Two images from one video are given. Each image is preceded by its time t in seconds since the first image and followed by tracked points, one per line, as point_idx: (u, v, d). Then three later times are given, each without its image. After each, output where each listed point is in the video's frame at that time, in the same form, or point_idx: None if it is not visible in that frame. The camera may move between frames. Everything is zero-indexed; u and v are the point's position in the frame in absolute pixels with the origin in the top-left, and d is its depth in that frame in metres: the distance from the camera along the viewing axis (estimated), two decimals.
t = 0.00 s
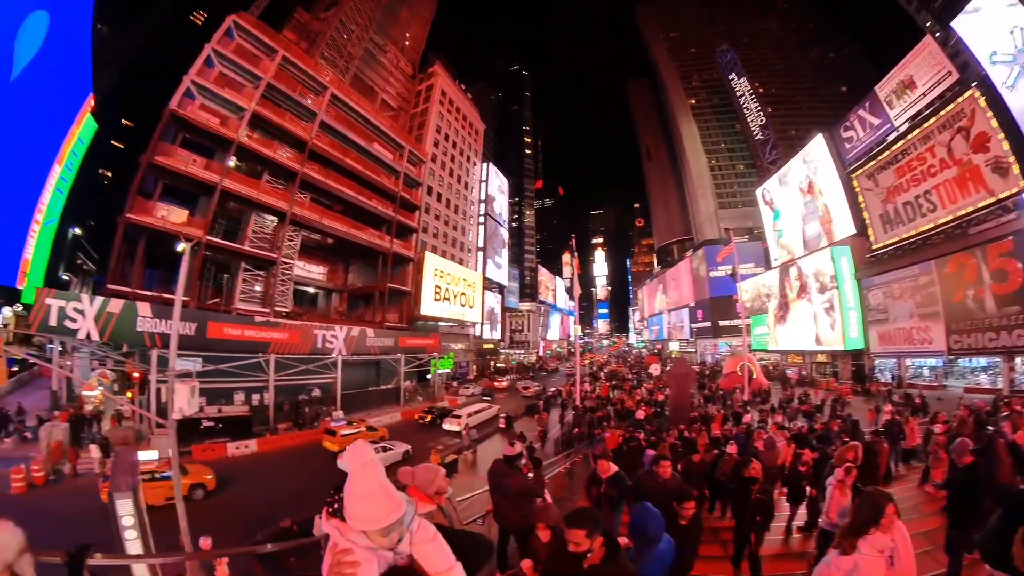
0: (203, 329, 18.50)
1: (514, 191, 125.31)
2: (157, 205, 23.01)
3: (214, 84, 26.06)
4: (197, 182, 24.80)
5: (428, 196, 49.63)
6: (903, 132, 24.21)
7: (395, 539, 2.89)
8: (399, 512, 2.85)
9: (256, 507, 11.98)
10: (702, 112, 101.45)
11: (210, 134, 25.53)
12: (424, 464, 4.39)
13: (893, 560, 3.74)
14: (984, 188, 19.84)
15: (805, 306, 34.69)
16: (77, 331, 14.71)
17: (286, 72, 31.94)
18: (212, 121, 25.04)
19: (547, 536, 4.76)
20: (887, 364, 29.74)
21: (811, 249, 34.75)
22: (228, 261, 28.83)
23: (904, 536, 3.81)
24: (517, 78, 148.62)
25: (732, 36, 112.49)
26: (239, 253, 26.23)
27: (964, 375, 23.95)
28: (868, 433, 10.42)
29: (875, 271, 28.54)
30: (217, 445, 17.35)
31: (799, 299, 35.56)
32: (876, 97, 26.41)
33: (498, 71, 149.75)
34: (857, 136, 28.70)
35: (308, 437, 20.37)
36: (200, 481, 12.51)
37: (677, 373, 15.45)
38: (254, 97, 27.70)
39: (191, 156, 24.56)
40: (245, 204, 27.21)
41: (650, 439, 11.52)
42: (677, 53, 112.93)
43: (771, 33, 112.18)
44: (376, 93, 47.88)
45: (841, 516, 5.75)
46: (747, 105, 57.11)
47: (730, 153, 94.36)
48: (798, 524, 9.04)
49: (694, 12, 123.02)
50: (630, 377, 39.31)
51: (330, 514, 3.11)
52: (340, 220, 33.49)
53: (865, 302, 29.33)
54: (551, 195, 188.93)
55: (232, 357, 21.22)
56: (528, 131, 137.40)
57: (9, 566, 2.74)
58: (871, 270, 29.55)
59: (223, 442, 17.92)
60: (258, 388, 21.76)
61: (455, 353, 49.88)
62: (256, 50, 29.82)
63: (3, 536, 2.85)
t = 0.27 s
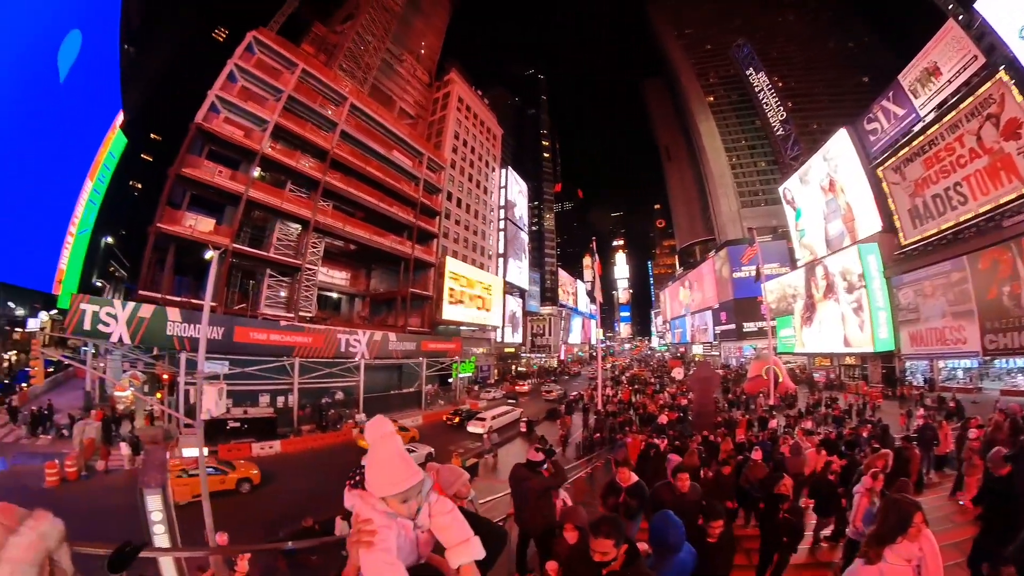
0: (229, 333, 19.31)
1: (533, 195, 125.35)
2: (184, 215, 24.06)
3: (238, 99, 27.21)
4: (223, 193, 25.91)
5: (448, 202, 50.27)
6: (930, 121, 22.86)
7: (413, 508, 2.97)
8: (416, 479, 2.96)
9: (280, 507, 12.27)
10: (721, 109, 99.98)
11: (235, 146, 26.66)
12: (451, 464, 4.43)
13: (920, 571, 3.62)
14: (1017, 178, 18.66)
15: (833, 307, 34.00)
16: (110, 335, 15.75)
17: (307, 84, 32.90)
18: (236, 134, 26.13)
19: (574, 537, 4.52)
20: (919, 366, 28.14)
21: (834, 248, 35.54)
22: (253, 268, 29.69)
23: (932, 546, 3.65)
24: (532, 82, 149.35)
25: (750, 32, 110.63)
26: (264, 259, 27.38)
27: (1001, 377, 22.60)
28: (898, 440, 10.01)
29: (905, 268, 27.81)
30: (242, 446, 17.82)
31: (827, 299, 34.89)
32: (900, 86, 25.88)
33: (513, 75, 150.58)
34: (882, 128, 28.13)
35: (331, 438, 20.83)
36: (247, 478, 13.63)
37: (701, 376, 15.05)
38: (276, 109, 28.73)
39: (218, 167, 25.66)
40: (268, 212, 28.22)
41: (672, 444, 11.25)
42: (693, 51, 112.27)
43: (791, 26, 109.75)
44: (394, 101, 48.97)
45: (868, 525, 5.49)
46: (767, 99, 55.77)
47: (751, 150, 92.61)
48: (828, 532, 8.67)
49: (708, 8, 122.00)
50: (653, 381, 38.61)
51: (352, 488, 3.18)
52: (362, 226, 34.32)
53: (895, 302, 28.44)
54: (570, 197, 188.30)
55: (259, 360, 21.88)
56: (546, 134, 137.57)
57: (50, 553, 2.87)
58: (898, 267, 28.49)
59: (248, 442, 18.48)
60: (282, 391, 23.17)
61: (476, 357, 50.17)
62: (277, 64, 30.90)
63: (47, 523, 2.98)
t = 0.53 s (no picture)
0: (255, 338, 19.87)
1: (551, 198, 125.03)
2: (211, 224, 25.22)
3: (260, 111, 28.34)
4: (247, 203, 26.92)
5: (467, 207, 50.84)
6: (957, 109, 22.38)
7: (433, 483, 2.98)
8: (435, 453, 2.98)
9: (303, 508, 12.54)
10: (739, 106, 99.40)
11: (258, 157, 27.77)
12: (473, 464, 4.71)
13: None
14: None
15: (860, 307, 34.17)
16: (140, 339, 16.39)
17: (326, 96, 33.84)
18: (258, 145, 27.19)
19: (604, 539, 4.64)
20: (951, 367, 26.88)
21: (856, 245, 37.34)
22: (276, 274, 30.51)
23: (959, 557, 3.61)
24: (547, 86, 149.87)
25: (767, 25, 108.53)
26: (288, 266, 28.31)
27: None
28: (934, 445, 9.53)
29: (933, 264, 27.47)
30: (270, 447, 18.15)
31: (854, 299, 35.09)
32: (923, 74, 26.21)
33: (529, 79, 151.32)
34: (906, 118, 28.18)
35: (354, 441, 21.24)
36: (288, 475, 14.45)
37: (724, 380, 14.67)
38: (297, 121, 29.71)
39: (242, 178, 26.73)
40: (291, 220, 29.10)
41: (694, 449, 10.96)
42: (708, 48, 111.04)
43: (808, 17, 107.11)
44: (412, 109, 49.91)
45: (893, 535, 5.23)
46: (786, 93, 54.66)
47: (771, 147, 91.23)
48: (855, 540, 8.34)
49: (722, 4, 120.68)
50: (676, 385, 37.80)
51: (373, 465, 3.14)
52: (383, 233, 35.02)
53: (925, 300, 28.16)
54: (588, 200, 187.26)
55: (284, 364, 22.54)
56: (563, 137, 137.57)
57: (88, 541, 2.92)
58: (927, 263, 28.02)
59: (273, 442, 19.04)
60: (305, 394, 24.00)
61: (497, 361, 50.30)
62: (297, 77, 31.96)
63: (87, 513, 3.01)
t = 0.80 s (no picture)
0: (278, 342, 20.50)
1: (569, 201, 124.44)
2: (235, 232, 26.09)
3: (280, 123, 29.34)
4: (270, 212, 27.83)
5: (486, 212, 51.28)
6: (982, 98, 21.96)
7: (444, 481, 3.08)
8: (447, 450, 3.10)
9: (324, 508, 12.78)
10: (757, 103, 98.38)
11: (280, 167, 28.82)
12: (496, 468, 5.73)
13: None
14: None
15: (889, 305, 33.17)
16: (168, 343, 16.96)
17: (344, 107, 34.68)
18: (279, 155, 28.24)
19: (626, 545, 4.64)
20: (984, 367, 25.18)
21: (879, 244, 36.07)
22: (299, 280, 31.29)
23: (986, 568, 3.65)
24: (562, 89, 149.86)
25: (784, 17, 105.99)
26: (310, 272, 29.16)
27: None
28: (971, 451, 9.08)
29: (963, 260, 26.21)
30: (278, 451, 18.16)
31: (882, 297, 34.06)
32: (945, 60, 25.12)
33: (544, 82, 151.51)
34: (929, 107, 27.15)
35: (374, 444, 21.64)
36: (325, 471, 15.31)
37: (747, 384, 14.29)
38: (316, 131, 30.61)
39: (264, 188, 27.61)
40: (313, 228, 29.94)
41: (715, 454, 10.71)
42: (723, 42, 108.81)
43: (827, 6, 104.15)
44: (428, 116, 50.64)
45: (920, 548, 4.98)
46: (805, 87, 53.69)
47: (792, 142, 89.46)
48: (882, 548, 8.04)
49: None
50: (699, 388, 36.95)
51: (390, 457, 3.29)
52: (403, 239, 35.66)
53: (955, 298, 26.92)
54: (607, 202, 185.64)
55: (307, 368, 23.09)
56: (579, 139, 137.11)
57: (117, 535, 3.08)
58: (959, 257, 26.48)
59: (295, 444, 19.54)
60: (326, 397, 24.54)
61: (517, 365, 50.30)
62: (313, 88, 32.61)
63: (117, 507, 3.18)
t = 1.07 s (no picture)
0: (299, 347, 21.08)
1: (585, 203, 123.71)
2: (257, 240, 26.90)
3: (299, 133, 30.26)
4: (292, 220, 28.68)
5: (503, 216, 51.55)
6: (1005, 83, 22.60)
7: (466, 476, 3.16)
8: (471, 446, 3.20)
9: (344, 510, 12.94)
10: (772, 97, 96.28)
11: (299, 176, 29.75)
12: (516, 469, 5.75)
13: None
14: None
15: (916, 303, 31.97)
16: (193, 347, 17.63)
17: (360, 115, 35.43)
18: (299, 165, 29.19)
19: (638, 549, 4.42)
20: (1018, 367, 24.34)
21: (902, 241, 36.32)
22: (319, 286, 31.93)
23: None
24: (575, 91, 149.77)
25: (797, 9, 103.89)
26: (330, 278, 29.88)
27: None
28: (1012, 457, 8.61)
29: (992, 253, 25.96)
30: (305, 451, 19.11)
31: (909, 295, 32.90)
32: (967, 44, 25.92)
33: (557, 85, 151.63)
34: (952, 95, 27.59)
35: (393, 447, 21.94)
36: (360, 471, 15.94)
37: (770, 387, 13.91)
38: (334, 140, 31.43)
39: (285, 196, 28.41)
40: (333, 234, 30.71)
41: (737, 460, 10.42)
42: (735, 38, 107.30)
43: None
44: (443, 122, 51.50)
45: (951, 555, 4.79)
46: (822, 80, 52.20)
47: (810, 137, 87.43)
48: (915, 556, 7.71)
49: None
50: (721, 392, 36.07)
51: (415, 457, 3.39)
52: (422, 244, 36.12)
53: (986, 294, 26.23)
54: (624, 203, 183.80)
55: (328, 372, 23.56)
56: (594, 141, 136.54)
57: (142, 532, 3.21)
58: (989, 250, 26.12)
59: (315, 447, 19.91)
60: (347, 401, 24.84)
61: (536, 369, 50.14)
62: (330, 98, 33.57)
63: (142, 505, 3.31)
